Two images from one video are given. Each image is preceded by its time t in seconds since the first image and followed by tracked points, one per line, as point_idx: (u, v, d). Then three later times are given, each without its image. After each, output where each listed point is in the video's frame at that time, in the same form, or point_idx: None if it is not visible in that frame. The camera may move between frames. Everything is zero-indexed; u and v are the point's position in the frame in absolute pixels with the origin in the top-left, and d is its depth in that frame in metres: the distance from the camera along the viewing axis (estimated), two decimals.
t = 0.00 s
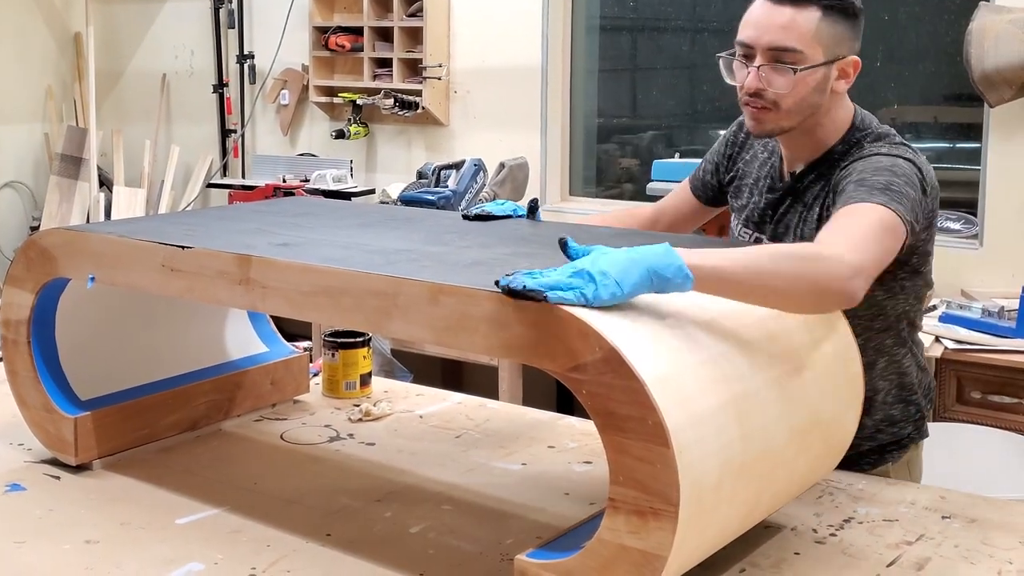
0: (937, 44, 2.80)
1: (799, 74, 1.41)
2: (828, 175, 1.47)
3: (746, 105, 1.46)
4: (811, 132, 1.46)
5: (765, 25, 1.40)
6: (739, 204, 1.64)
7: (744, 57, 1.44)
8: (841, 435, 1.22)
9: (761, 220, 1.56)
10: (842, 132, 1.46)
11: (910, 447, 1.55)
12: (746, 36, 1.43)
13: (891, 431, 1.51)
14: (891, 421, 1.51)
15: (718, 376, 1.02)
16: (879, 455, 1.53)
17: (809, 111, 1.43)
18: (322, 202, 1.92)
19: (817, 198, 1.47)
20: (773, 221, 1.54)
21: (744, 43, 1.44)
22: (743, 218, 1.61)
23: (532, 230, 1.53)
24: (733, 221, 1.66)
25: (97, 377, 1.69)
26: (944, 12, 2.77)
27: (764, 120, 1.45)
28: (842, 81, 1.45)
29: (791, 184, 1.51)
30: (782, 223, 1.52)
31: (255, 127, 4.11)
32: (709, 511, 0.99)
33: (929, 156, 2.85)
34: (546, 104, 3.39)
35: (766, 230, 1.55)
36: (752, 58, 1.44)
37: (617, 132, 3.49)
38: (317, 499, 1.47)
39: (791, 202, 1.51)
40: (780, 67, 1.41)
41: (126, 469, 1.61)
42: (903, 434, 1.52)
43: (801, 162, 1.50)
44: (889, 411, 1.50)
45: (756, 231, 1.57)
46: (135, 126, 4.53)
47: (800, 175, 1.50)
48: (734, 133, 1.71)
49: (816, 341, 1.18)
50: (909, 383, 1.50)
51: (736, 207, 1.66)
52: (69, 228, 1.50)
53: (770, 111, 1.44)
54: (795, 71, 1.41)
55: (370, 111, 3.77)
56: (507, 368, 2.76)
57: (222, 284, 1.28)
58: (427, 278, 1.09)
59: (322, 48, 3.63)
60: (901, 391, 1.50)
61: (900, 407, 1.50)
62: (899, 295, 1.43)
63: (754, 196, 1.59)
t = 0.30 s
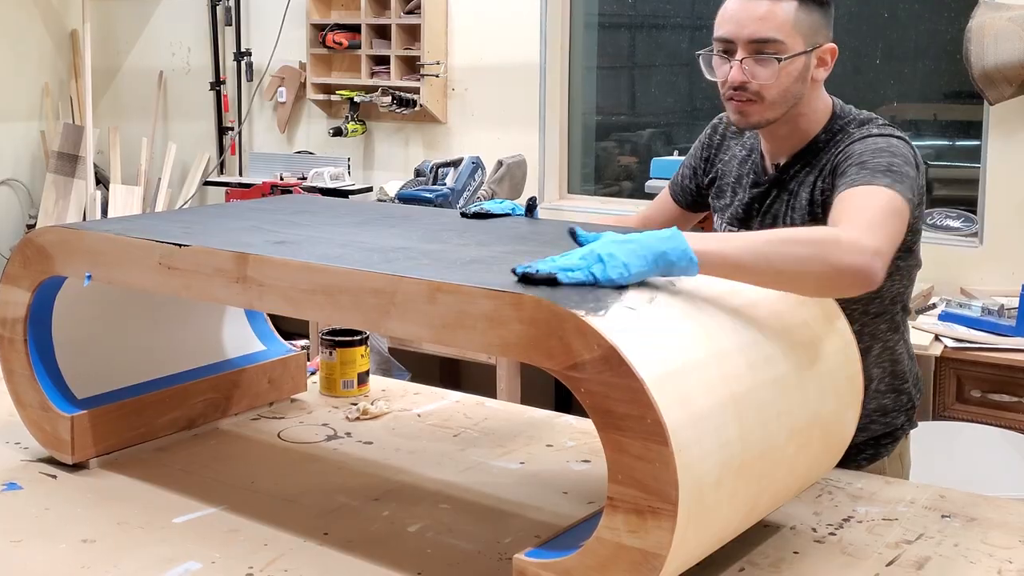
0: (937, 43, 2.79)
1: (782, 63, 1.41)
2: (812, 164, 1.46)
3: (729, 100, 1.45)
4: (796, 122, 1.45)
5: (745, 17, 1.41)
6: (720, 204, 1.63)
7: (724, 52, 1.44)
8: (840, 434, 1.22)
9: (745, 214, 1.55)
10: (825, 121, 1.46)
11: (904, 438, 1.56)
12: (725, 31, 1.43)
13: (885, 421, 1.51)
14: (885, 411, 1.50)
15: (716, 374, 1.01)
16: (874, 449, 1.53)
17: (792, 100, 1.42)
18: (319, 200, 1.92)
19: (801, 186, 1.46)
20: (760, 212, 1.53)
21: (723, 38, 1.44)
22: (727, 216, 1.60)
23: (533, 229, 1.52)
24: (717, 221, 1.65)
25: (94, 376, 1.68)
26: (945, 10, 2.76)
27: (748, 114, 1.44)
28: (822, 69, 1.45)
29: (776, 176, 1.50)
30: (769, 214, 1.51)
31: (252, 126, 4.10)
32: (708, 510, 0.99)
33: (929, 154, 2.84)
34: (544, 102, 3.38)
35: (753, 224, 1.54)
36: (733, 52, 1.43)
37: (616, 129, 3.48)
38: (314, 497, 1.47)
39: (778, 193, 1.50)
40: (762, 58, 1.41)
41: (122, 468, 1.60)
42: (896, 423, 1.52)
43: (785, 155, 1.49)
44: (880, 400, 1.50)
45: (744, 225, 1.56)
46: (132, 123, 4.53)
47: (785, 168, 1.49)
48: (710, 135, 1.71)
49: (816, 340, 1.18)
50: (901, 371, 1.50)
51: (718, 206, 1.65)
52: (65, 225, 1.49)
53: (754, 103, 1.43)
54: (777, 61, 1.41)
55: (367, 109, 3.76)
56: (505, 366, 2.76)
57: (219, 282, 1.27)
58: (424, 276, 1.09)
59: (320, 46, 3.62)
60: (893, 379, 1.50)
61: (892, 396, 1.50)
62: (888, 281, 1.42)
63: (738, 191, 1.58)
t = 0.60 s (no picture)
0: (936, 40, 2.78)
1: (790, 44, 1.41)
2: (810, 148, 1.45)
3: (734, 78, 1.46)
4: (799, 106, 1.45)
5: None
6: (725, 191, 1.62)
7: (734, 30, 1.45)
8: (840, 433, 1.21)
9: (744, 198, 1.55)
10: (826, 107, 1.45)
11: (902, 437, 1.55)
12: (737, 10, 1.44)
13: (880, 418, 1.50)
14: (880, 408, 1.50)
15: (715, 372, 1.01)
16: (872, 446, 1.53)
17: (795, 82, 1.42)
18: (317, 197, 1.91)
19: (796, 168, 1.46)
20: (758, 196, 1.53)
21: (734, 16, 1.45)
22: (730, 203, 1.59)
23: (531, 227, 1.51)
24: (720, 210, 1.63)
25: (90, 374, 1.67)
26: (943, 7, 2.76)
27: (752, 92, 1.44)
28: (828, 55, 1.45)
29: (776, 160, 1.50)
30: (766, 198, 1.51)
31: (249, 123, 4.10)
32: (707, 509, 0.98)
33: (928, 152, 2.83)
34: (542, 99, 3.38)
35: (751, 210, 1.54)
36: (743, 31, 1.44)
37: (614, 127, 3.47)
38: (311, 496, 1.46)
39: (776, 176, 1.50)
40: (770, 37, 1.42)
41: (119, 467, 1.59)
42: (891, 421, 1.51)
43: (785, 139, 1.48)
44: (876, 397, 1.49)
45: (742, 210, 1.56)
46: (129, 121, 4.52)
47: (784, 152, 1.49)
48: (721, 126, 1.70)
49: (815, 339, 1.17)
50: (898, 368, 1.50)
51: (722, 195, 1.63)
52: (61, 223, 1.48)
53: (759, 82, 1.43)
54: (785, 42, 1.41)
55: (365, 106, 3.75)
56: (503, 365, 2.75)
57: (216, 280, 1.26)
58: (421, 274, 1.08)
59: (317, 43, 3.62)
60: (889, 375, 1.49)
61: (888, 393, 1.50)
62: (885, 266, 1.42)
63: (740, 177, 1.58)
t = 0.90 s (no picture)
0: (935, 37, 2.78)
1: (773, 55, 1.36)
2: (847, 168, 1.41)
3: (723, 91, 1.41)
4: (798, 118, 1.40)
5: (741, 6, 1.38)
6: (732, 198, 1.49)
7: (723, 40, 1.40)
8: (839, 431, 1.21)
9: (766, 217, 1.46)
10: (839, 125, 1.43)
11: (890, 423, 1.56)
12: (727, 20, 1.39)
13: (875, 408, 1.51)
14: (874, 398, 1.51)
15: (713, 370, 1.01)
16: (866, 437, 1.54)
17: (784, 95, 1.37)
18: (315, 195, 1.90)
19: (843, 192, 1.41)
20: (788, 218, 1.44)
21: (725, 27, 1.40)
22: (748, 218, 1.48)
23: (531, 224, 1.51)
24: (720, 218, 1.51)
25: (87, 373, 1.67)
26: (943, 5, 2.75)
27: (739, 105, 1.40)
28: (822, 68, 1.39)
29: (801, 181, 1.43)
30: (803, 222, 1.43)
31: (246, 121, 4.09)
32: (706, 508, 0.98)
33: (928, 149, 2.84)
34: (540, 97, 3.37)
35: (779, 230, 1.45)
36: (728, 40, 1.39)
37: (613, 125, 3.43)
38: (308, 495, 1.46)
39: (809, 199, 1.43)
40: (752, 47, 1.37)
41: (115, 466, 1.59)
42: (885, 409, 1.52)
43: (800, 160, 1.43)
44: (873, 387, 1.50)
45: (765, 229, 1.47)
46: (126, 119, 4.51)
47: (807, 172, 1.42)
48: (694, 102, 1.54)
49: (815, 337, 1.17)
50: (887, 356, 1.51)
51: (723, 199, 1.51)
52: (58, 221, 1.48)
53: (744, 94, 1.39)
54: (768, 52, 1.36)
55: (362, 104, 3.74)
56: (501, 363, 2.75)
57: (213, 278, 1.26)
58: (420, 273, 1.08)
59: (315, 41, 3.61)
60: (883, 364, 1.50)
61: (882, 383, 1.51)
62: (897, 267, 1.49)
63: (754, 192, 1.47)
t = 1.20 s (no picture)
0: (933, 34, 2.78)
1: (785, 43, 1.41)
2: (850, 151, 1.44)
3: (738, 79, 1.46)
4: (811, 101, 1.44)
5: None
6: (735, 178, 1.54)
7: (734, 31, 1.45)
8: (838, 429, 1.21)
9: (768, 193, 1.50)
10: (846, 109, 1.46)
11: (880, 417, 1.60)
12: (736, 11, 1.44)
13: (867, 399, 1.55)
14: (868, 389, 1.55)
15: (711, 369, 1.00)
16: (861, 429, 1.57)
17: (798, 80, 1.42)
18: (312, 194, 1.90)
19: (842, 172, 1.44)
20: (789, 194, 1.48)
21: (734, 18, 1.45)
22: (750, 195, 1.52)
23: (529, 222, 1.51)
24: (726, 195, 1.56)
25: (83, 371, 1.66)
26: (941, 2, 2.75)
27: (756, 93, 1.45)
28: (832, 50, 1.44)
29: (802, 161, 1.46)
30: (804, 199, 1.46)
31: (243, 119, 4.08)
32: (705, 507, 0.98)
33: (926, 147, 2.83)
34: (538, 94, 3.37)
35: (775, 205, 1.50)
36: (740, 31, 1.44)
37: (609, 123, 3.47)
38: (305, 494, 1.45)
39: (809, 176, 1.46)
40: (767, 38, 1.41)
41: (112, 465, 1.58)
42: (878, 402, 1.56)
43: (807, 140, 1.47)
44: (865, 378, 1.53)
45: (768, 205, 1.50)
46: (123, 117, 4.50)
47: (811, 152, 1.46)
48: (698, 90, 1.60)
49: (815, 336, 1.17)
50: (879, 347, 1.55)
51: (729, 178, 1.56)
52: (55, 219, 1.47)
53: (759, 82, 1.43)
54: (780, 41, 1.41)
55: (359, 102, 3.73)
56: (499, 362, 2.74)
57: (210, 277, 1.25)
58: (417, 271, 1.07)
59: (312, 38, 3.60)
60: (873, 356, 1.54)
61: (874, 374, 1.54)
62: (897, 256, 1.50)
63: (759, 169, 1.51)
